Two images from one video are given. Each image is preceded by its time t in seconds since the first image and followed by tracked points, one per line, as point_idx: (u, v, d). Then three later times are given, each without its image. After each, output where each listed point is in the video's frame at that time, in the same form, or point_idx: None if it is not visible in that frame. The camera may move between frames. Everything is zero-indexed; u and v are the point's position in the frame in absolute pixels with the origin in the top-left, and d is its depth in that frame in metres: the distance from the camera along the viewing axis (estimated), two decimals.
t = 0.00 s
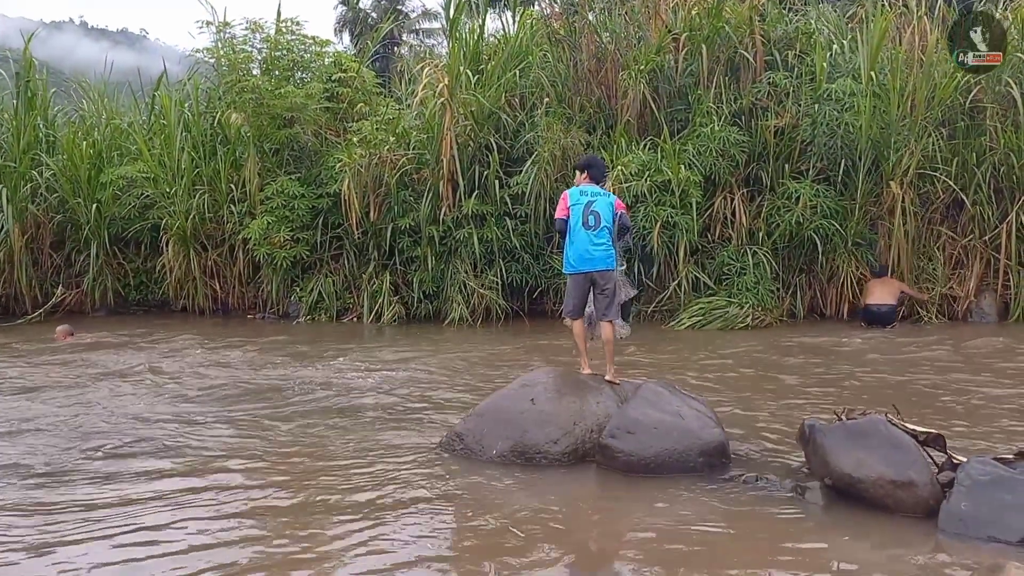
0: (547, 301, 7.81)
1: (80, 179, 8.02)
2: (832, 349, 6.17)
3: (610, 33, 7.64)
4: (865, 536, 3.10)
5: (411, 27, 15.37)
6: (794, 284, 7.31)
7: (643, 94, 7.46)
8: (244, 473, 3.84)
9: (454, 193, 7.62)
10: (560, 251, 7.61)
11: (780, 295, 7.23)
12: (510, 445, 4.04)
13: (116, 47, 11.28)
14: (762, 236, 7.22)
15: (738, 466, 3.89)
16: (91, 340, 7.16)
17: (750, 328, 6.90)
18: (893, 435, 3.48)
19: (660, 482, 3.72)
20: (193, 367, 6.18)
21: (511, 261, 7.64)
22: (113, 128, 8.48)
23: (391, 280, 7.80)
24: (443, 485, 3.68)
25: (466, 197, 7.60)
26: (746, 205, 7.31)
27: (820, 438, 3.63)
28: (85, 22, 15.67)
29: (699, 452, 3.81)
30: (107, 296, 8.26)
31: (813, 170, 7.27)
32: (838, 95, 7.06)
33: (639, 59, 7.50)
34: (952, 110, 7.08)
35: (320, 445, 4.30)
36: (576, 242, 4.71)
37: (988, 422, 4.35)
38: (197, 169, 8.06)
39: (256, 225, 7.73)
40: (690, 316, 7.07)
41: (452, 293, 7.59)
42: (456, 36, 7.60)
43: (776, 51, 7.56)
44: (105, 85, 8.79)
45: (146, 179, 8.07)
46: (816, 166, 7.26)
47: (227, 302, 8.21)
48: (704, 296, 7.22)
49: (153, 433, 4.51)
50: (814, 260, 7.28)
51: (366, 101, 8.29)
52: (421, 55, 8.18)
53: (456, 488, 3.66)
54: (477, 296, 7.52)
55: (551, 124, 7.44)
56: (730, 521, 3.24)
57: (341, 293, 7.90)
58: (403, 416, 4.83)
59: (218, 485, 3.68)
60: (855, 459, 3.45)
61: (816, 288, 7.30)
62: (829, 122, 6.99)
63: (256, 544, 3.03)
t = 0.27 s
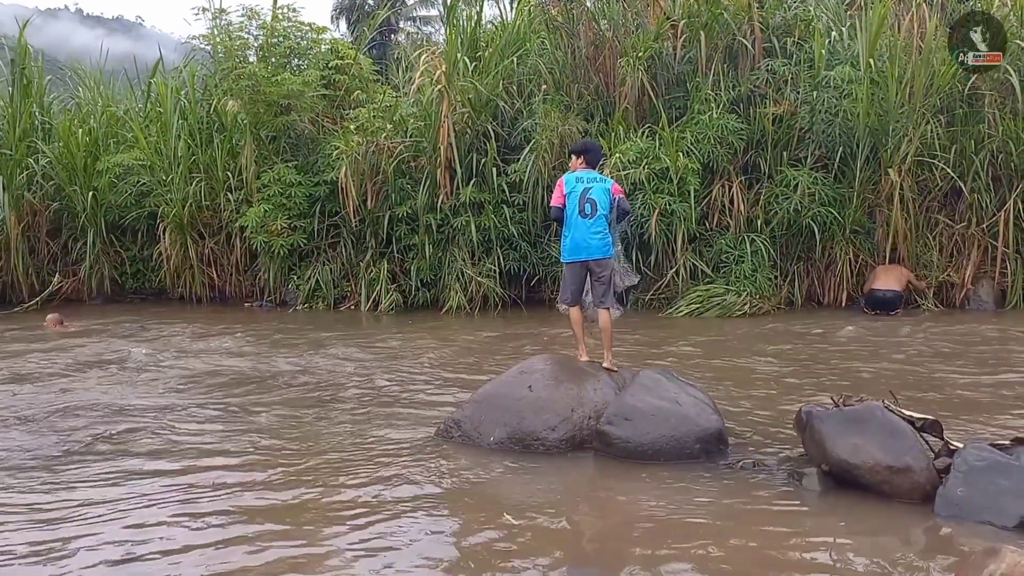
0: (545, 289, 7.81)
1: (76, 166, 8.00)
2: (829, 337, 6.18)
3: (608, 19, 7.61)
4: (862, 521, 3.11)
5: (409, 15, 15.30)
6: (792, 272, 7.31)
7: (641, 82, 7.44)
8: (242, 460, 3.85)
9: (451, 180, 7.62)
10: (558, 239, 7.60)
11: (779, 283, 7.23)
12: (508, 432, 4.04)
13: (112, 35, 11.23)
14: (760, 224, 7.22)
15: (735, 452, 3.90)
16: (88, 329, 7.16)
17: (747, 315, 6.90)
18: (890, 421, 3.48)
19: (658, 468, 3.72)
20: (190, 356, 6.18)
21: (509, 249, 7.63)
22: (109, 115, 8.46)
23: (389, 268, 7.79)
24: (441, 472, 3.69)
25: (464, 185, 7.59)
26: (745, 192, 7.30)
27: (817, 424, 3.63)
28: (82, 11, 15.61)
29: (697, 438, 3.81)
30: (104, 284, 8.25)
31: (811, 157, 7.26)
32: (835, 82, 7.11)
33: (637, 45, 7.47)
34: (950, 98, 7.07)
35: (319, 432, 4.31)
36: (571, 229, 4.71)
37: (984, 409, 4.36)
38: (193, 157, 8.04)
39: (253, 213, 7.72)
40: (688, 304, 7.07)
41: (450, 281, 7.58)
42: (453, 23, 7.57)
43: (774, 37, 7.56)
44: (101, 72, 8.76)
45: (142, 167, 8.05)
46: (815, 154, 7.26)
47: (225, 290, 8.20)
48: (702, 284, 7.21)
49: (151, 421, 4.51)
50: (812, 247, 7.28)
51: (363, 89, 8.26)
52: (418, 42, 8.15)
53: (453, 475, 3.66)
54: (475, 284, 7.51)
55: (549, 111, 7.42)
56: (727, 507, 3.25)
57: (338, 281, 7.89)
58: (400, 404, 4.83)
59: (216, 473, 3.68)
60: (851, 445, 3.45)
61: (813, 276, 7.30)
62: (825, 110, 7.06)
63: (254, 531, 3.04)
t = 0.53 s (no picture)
0: (543, 282, 7.81)
1: (73, 159, 7.99)
2: (826, 329, 6.18)
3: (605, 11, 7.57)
4: (859, 512, 3.11)
5: (407, 7, 15.26)
6: (790, 264, 7.31)
7: (639, 74, 7.44)
8: (240, 453, 3.86)
9: (449, 173, 7.62)
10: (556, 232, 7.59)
11: (777, 275, 7.22)
12: (506, 424, 4.04)
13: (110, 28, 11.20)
14: (758, 217, 7.22)
15: (732, 444, 3.90)
16: (85, 322, 7.15)
17: (745, 308, 6.90)
18: (887, 412, 3.48)
19: (655, 460, 3.73)
20: (188, 349, 6.18)
21: (507, 242, 7.62)
22: (106, 108, 8.44)
23: (387, 262, 7.78)
24: (439, 464, 3.69)
25: (462, 177, 7.58)
26: (743, 185, 7.30)
27: (814, 415, 3.63)
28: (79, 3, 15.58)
29: (694, 430, 3.82)
30: (102, 278, 8.25)
31: (810, 150, 7.26)
32: (833, 74, 7.11)
33: (635, 38, 7.48)
34: (949, 90, 7.06)
35: (317, 425, 4.31)
36: (566, 223, 4.70)
37: (981, 401, 4.36)
38: (190, 150, 8.02)
39: (251, 206, 7.70)
40: (687, 297, 7.06)
41: (448, 274, 7.58)
42: (451, 15, 7.55)
43: (772, 29, 7.52)
44: (98, 65, 8.74)
45: (139, 160, 8.04)
46: (813, 146, 7.26)
47: (222, 283, 8.20)
48: (700, 277, 7.21)
49: (149, 414, 4.51)
50: (810, 240, 7.28)
51: (361, 81, 8.23)
52: (416, 35, 8.14)
53: (450, 468, 3.65)
54: (473, 277, 7.51)
55: (547, 104, 7.40)
56: (725, 498, 3.25)
57: (336, 275, 7.89)
58: (398, 397, 4.82)
59: (213, 466, 3.67)
60: (848, 436, 3.45)
61: (811, 268, 7.30)
62: (823, 102, 7.07)
63: (253, 523, 3.05)
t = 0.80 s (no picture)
0: (542, 277, 7.81)
1: (70, 154, 7.97)
2: (825, 323, 6.17)
3: (604, 5, 7.55)
4: (859, 505, 3.11)
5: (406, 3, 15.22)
6: (789, 258, 7.31)
7: (638, 69, 7.43)
8: (238, 448, 3.85)
9: (447, 168, 7.58)
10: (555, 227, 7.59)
11: (776, 269, 7.22)
12: (505, 418, 4.04)
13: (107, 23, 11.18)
14: (757, 211, 7.22)
15: (732, 438, 3.89)
16: (83, 317, 7.14)
17: (744, 303, 6.89)
18: (886, 405, 3.47)
19: (654, 453, 3.73)
20: (186, 344, 6.17)
21: (506, 237, 7.61)
22: (104, 103, 8.42)
23: (386, 257, 7.78)
24: (437, 458, 3.69)
25: (461, 172, 7.57)
26: (741, 179, 7.30)
27: (813, 409, 3.63)
28: None
29: (693, 424, 3.81)
30: (100, 273, 8.25)
31: (809, 144, 7.24)
32: (833, 69, 7.09)
33: (633, 32, 7.51)
34: (948, 84, 7.03)
35: (315, 419, 4.31)
36: (559, 216, 4.71)
37: (981, 394, 4.35)
38: (188, 145, 8.01)
39: (249, 202, 7.69)
40: (686, 292, 7.05)
41: (447, 269, 7.57)
42: (449, 10, 7.53)
43: (771, 23, 7.48)
44: (95, 60, 8.72)
45: (137, 156, 8.01)
46: (812, 140, 7.25)
47: (221, 278, 8.20)
48: (699, 271, 7.20)
49: (148, 410, 4.51)
50: (809, 234, 7.28)
51: (358, 76, 8.21)
52: (414, 29, 8.12)
53: (450, 462, 3.65)
54: (472, 272, 7.50)
55: (546, 98, 7.37)
56: (724, 491, 3.25)
57: (335, 270, 7.88)
58: (396, 391, 4.82)
59: (212, 461, 3.67)
60: (847, 430, 3.45)
61: (810, 262, 7.30)
62: (823, 96, 7.06)
63: (252, 518, 3.05)
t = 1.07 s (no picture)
0: (543, 275, 7.81)
1: (72, 154, 7.98)
2: (826, 321, 6.17)
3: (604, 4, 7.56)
4: (860, 503, 3.11)
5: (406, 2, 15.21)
6: (790, 257, 7.31)
7: (638, 67, 7.43)
8: (240, 447, 3.85)
9: (449, 167, 7.59)
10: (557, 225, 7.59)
11: (777, 267, 7.22)
12: (507, 416, 4.04)
13: (108, 23, 11.19)
14: (758, 209, 7.22)
15: (733, 436, 3.90)
16: (85, 317, 7.15)
17: (746, 301, 6.89)
18: (887, 403, 3.47)
19: (656, 452, 3.73)
20: (187, 343, 6.18)
21: (507, 236, 7.61)
22: (105, 102, 8.42)
23: (387, 255, 7.78)
24: (439, 457, 3.69)
25: (462, 171, 7.57)
26: (742, 177, 7.30)
27: (814, 407, 3.63)
28: None
29: (695, 422, 3.81)
30: (102, 273, 8.25)
31: (810, 142, 7.25)
32: (834, 67, 7.09)
33: (634, 31, 7.49)
34: (948, 82, 7.04)
35: (317, 419, 4.31)
36: (558, 215, 4.73)
37: (982, 391, 4.35)
38: (189, 144, 8.01)
39: (250, 201, 7.69)
40: (687, 290, 7.05)
41: (448, 267, 7.58)
42: (450, 9, 7.54)
43: (772, 21, 7.49)
44: (96, 59, 8.73)
45: (138, 155, 8.02)
46: (813, 139, 7.25)
47: (223, 277, 8.20)
48: (700, 270, 7.21)
49: (150, 409, 4.51)
50: (810, 232, 7.28)
51: (359, 75, 8.21)
52: (415, 28, 8.13)
53: (451, 460, 3.65)
54: (474, 271, 7.50)
55: (547, 97, 7.38)
56: (726, 489, 3.25)
57: (336, 269, 7.88)
58: (398, 390, 4.82)
59: (213, 460, 3.68)
60: (849, 428, 3.45)
61: (811, 261, 7.30)
62: (824, 94, 7.06)
63: (254, 517, 3.05)
